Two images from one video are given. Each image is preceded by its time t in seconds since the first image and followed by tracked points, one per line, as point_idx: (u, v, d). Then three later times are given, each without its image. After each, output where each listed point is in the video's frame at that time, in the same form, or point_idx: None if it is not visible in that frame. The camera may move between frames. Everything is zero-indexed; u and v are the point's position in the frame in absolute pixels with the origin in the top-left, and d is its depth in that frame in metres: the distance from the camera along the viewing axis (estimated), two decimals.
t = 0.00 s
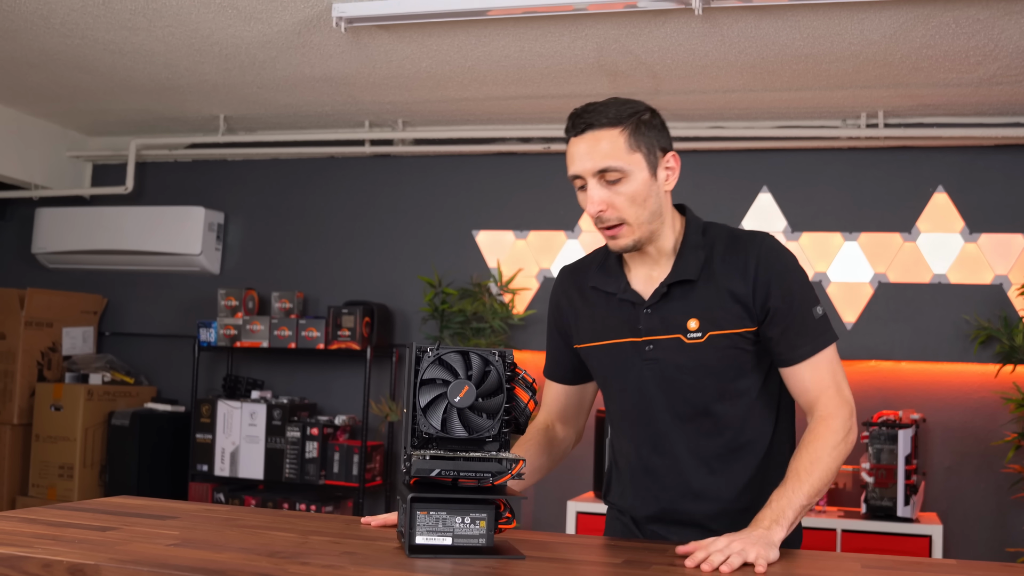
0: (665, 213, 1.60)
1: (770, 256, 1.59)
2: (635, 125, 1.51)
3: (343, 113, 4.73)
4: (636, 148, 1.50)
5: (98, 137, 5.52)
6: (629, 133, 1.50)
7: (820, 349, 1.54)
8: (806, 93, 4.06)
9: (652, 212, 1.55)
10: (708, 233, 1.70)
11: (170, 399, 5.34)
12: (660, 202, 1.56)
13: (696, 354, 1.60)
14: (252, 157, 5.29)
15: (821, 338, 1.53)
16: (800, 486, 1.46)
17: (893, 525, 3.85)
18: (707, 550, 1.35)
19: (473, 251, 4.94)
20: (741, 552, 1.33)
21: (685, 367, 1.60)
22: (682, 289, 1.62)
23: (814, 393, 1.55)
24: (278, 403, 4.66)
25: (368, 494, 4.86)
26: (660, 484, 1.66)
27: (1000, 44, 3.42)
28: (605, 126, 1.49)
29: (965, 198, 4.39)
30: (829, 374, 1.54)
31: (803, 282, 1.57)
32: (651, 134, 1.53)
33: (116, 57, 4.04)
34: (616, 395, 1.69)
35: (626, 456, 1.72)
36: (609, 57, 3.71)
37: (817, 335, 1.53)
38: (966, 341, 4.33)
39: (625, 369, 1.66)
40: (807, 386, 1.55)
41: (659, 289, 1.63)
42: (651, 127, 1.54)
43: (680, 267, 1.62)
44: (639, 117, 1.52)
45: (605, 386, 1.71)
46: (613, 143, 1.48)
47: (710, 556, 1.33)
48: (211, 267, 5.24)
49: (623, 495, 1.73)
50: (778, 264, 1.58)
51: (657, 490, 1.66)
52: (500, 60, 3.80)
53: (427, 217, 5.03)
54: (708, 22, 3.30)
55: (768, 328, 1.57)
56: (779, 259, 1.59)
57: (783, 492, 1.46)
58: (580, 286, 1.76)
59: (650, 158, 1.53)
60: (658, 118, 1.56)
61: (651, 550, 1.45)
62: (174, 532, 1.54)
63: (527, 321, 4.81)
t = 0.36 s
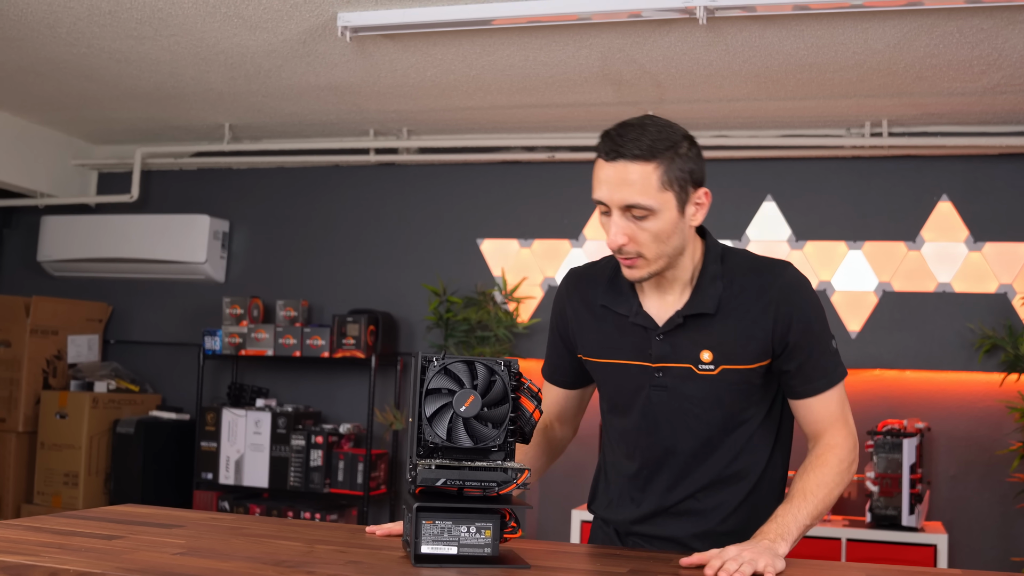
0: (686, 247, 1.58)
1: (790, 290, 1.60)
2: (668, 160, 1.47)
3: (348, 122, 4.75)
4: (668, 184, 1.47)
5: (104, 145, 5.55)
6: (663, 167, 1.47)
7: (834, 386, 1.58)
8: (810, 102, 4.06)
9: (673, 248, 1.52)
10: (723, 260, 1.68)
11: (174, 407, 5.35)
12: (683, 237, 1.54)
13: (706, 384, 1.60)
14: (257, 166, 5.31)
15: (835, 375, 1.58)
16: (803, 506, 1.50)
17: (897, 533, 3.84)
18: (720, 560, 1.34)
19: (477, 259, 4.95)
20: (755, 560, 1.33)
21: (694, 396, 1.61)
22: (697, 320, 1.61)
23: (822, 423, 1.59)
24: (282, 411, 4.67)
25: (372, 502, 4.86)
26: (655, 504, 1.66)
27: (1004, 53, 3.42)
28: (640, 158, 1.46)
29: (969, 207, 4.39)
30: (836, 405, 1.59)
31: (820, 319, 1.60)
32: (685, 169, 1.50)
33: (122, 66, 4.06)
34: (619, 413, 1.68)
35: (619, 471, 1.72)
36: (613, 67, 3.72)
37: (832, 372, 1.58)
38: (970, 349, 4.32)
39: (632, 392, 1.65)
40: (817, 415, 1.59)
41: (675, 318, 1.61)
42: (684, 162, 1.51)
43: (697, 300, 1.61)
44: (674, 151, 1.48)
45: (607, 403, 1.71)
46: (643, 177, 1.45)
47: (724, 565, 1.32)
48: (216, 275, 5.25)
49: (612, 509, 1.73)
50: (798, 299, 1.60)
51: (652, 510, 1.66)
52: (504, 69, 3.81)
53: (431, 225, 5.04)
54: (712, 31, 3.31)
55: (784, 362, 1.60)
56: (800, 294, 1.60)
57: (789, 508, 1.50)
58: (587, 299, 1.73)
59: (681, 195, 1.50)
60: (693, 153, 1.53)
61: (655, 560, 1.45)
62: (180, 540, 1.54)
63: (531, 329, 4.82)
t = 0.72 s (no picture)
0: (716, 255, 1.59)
1: (809, 308, 1.61)
2: (713, 170, 1.48)
3: (355, 126, 4.76)
4: (711, 193, 1.48)
5: (112, 148, 5.57)
6: (709, 176, 1.47)
7: (842, 404, 1.60)
8: (818, 105, 4.06)
9: (706, 256, 1.53)
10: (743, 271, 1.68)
11: (182, 410, 5.36)
12: (717, 246, 1.55)
13: (721, 394, 1.60)
14: (264, 169, 5.33)
15: (844, 393, 1.60)
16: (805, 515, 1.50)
17: (905, 536, 3.83)
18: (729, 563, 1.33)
19: (484, 262, 4.96)
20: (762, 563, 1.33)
21: (709, 405, 1.60)
22: (716, 331, 1.61)
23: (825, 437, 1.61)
24: (289, 414, 4.68)
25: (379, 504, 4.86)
26: (662, 510, 1.67)
27: (1012, 57, 3.42)
28: (688, 165, 1.46)
29: (977, 210, 4.38)
30: (842, 422, 1.61)
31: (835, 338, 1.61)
32: (727, 179, 1.52)
33: (131, 70, 4.08)
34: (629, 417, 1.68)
35: (625, 475, 1.72)
36: (620, 70, 3.72)
37: (842, 390, 1.60)
38: (978, 352, 4.31)
39: (646, 398, 1.65)
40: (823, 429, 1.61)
41: (694, 327, 1.61)
42: (727, 174, 1.51)
43: (719, 311, 1.61)
44: (719, 161, 1.49)
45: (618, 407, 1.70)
46: (688, 184, 1.45)
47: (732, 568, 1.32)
48: (224, 278, 5.27)
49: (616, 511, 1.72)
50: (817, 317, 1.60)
51: (659, 516, 1.66)
52: (512, 73, 3.82)
53: (438, 228, 5.05)
54: (719, 35, 3.32)
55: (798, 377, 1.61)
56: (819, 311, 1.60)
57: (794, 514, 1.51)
58: (603, 302, 1.73)
59: (721, 205, 1.51)
60: (736, 163, 1.54)
61: (663, 563, 1.45)
62: (189, 543, 1.55)
63: (538, 332, 4.82)
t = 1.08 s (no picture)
0: (708, 239, 1.59)
1: (790, 304, 1.56)
2: (703, 153, 1.49)
3: (360, 121, 4.76)
4: (701, 175, 1.49)
5: (118, 143, 5.57)
6: (698, 158, 1.48)
7: (805, 408, 1.47)
8: (823, 101, 4.05)
9: (697, 239, 1.53)
10: (740, 265, 1.66)
11: (187, 404, 5.38)
12: (708, 229, 1.55)
13: (699, 385, 1.59)
14: (270, 165, 5.33)
15: (809, 397, 1.48)
16: (714, 506, 1.34)
17: (910, 534, 3.82)
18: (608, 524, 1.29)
19: (489, 258, 4.95)
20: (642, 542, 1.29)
21: (691, 394, 1.60)
22: (699, 320, 1.60)
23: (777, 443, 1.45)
24: (294, 409, 4.69)
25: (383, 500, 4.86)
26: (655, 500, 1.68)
27: (1018, 54, 3.40)
28: (677, 147, 1.47)
29: (983, 207, 4.36)
30: (801, 431, 1.46)
31: (815, 339, 1.53)
32: (717, 163, 1.52)
33: (136, 64, 4.08)
34: (621, 405, 1.70)
35: (625, 465, 1.74)
36: (626, 66, 3.71)
37: (807, 394, 1.48)
38: (983, 350, 4.30)
39: (633, 385, 1.66)
40: (775, 434, 1.47)
41: (678, 315, 1.61)
42: (717, 158, 1.53)
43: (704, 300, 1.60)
44: (709, 144, 1.50)
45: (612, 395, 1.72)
46: (678, 165, 1.46)
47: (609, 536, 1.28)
48: (229, 273, 5.27)
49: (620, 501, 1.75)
50: (796, 314, 1.55)
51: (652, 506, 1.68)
52: (517, 68, 3.81)
53: (443, 224, 5.04)
54: (725, 31, 3.31)
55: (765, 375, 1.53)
56: (799, 307, 1.55)
57: (704, 499, 1.35)
58: (604, 291, 1.77)
59: (712, 188, 1.52)
60: (726, 147, 1.55)
61: (668, 559, 1.45)
62: (194, 536, 1.55)
63: (543, 328, 4.82)
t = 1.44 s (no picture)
0: (685, 219, 1.66)
1: (751, 282, 1.56)
2: (683, 127, 1.57)
3: (359, 113, 4.74)
4: (680, 148, 1.57)
5: (116, 134, 5.56)
6: (679, 131, 1.57)
7: (746, 383, 1.46)
8: (823, 94, 4.04)
9: (674, 213, 1.61)
10: (717, 249, 1.67)
11: (186, 396, 5.38)
12: (685, 206, 1.62)
13: (677, 371, 1.62)
14: (268, 156, 5.32)
15: (752, 371, 1.46)
16: (617, 488, 1.37)
17: (907, 527, 3.83)
18: (489, 517, 1.34)
19: (488, 250, 4.95)
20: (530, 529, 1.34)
21: (671, 381, 1.63)
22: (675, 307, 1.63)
23: (709, 417, 1.44)
24: (292, 401, 4.69)
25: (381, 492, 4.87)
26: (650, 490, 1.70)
27: (1018, 47, 3.40)
28: (659, 117, 1.55)
29: (981, 200, 4.36)
30: (731, 406, 1.44)
31: (771, 313, 1.52)
32: (696, 141, 1.61)
33: (134, 55, 4.07)
34: (612, 396, 1.74)
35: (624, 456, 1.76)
36: (625, 58, 3.70)
37: (751, 368, 1.47)
38: (981, 343, 4.30)
39: (618, 374, 1.70)
40: (708, 409, 1.45)
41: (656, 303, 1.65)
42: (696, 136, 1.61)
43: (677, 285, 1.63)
44: (689, 121, 1.59)
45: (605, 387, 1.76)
46: (659, 133, 1.55)
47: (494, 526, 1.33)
48: (228, 265, 5.27)
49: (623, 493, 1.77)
50: (753, 291, 1.55)
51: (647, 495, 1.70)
52: (516, 60, 3.80)
53: (443, 217, 5.03)
54: (725, 23, 3.30)
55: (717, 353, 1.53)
56: (756, 286, 1.55)
57: (606, 481, 1.38)
58: (597, 285, 1.81)
59: (690, 163, 1.60)
60: (705, 129, 1.64)
61: (664, 550, 1.45)
62: (191, 527, 1.55)
63: (541, 321, 4.82)
